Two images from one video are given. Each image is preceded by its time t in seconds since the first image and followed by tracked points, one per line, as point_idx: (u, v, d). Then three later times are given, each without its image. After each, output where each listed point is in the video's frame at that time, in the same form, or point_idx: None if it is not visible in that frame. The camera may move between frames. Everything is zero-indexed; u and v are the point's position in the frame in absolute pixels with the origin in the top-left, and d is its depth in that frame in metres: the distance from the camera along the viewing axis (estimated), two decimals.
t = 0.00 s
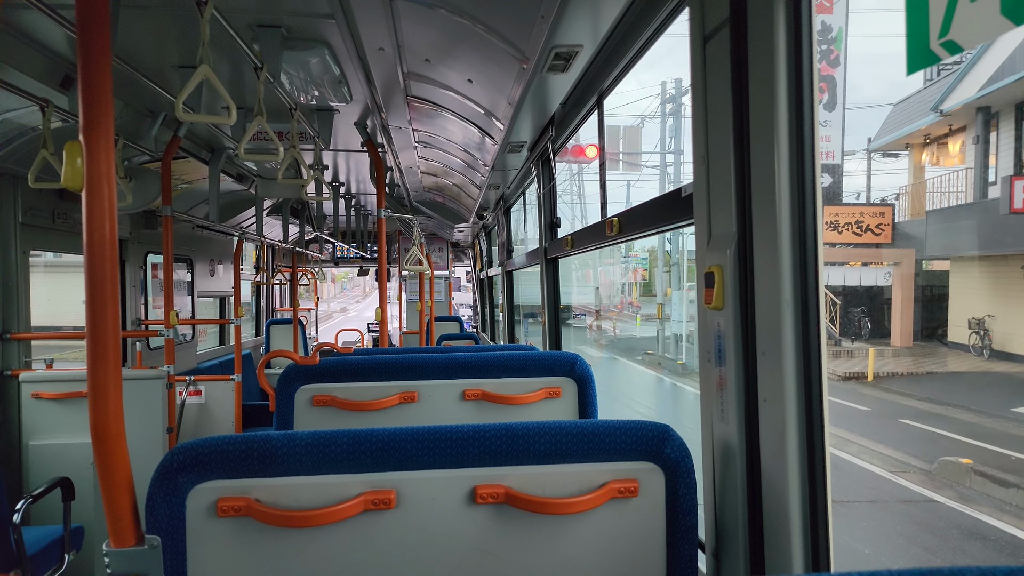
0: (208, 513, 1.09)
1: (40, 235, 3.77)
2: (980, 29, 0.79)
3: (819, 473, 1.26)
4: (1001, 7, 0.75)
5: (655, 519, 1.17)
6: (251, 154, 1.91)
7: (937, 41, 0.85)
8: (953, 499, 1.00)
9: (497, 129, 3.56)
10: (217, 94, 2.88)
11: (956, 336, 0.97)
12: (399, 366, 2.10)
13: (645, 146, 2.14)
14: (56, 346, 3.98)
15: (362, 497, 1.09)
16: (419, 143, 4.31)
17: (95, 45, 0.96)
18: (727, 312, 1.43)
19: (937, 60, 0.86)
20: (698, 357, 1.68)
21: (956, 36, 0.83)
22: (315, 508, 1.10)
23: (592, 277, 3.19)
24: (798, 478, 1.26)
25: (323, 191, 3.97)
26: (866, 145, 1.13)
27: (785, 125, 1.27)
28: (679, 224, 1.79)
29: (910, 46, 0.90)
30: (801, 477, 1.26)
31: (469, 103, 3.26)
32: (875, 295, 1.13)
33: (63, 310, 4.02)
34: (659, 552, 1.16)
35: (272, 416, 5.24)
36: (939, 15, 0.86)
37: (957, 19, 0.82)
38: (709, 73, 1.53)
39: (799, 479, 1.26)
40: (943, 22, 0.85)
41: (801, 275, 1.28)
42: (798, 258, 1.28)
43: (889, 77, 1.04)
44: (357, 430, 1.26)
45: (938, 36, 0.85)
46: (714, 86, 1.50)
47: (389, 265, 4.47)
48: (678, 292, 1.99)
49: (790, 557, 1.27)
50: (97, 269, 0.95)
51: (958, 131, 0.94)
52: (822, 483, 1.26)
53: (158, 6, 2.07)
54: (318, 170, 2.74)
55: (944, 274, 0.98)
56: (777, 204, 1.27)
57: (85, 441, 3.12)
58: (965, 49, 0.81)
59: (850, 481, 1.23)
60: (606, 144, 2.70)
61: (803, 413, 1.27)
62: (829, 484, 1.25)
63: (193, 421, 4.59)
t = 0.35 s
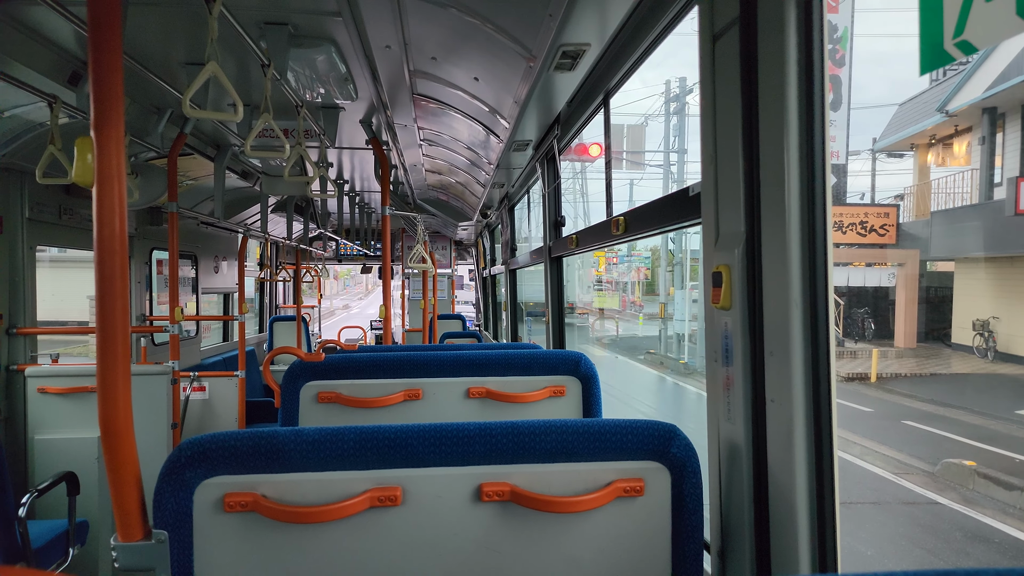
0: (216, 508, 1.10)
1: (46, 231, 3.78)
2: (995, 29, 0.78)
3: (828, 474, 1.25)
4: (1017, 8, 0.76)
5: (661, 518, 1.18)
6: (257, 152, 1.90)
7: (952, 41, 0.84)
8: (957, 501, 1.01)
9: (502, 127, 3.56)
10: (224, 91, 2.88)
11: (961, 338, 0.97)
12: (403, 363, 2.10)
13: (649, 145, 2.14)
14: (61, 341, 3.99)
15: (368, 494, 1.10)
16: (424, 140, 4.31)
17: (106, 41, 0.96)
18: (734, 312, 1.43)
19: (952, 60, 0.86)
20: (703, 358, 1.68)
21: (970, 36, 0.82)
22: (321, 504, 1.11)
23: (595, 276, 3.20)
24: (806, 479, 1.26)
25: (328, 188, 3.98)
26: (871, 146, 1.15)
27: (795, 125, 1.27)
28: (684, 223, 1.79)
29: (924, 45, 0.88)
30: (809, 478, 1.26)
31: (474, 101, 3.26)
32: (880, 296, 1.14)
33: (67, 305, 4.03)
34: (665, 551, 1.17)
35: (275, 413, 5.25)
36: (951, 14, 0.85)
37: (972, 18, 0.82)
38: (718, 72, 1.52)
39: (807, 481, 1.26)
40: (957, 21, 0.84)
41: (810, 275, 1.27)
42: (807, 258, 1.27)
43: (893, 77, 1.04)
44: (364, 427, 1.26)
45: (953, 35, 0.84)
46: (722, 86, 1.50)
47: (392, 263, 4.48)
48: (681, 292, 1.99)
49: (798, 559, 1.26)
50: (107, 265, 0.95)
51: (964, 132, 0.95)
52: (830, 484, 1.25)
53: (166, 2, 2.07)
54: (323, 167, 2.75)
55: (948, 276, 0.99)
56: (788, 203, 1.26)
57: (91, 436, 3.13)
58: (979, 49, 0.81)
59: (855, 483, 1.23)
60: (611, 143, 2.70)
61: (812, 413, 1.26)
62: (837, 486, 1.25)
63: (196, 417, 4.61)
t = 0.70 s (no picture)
0: (217, 505, 1.10)
1: (48, 228, 3.79)
2: (1000, 29, 0.81)
3: (828, 470, 1.26)
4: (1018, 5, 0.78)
5: (662, 514, 1.18)
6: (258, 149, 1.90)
7: (954, 37, 0.86)
8: (958, 497, 1.01)
9: (503, 124, 3.55)
10: (225, 88, 2.88)
11: (963, 334, 0.97)
12: (405, 361, 2.11)
13: (651, 142, 2.13)
14: (63, 339, 3.99)
15: (370, 490, 1.10)
16: (425, 137, 4.31)
17: (107, 39, 0.96)
18: (736, 309, 1.43)
19: (953, 56, 0.87)
20: (705, 355, 1.68)
21: (972, 32, 0.83)
22: (323, 501, 1.11)
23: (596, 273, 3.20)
24: (807, 474, 1.27)
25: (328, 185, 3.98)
26: (873, 142, 1.14)
27: (796, 122, 1.27)
28: (686, 220, 1.79)
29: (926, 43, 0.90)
30: (809, 473, 1.27)
31: (475, 98, 3.26)
32: (882, 293, 1.13)
33: (69, 303, 4.03)
34: (666, 548, 1.17)
35: (277, 410, 5.26)
36: (953, 12, 0.86)
37: (974, 15, 0.83)
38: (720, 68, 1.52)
39: (807, 476, 1.27)
40: (959, 18, 0.85)
41: (811, 272, 1.27)
42: (809, 255, 1.27)
43: (896, 72, 1.03)
44: (365, 424, 1.26)
45: (954, 32, 0.86)
46: (724, 82, 1.50)
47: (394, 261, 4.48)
48: (683, 289, 1.99)
49: (799, 554, 1.27)
50: (109, 262, 0.96)
51: (967, 129, 0.94)
52: (831, 480, 1.25)
53: None
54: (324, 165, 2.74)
55: (951, 272, 0.98)
56: (789, 200, 1.27)
57: (93, 434, 3.14)
58: (982, 45, 0.82)
59: (856, 479, 1.23)
60: (612, 140, 2.69)
61: (813, 409, 1.27)
62: (838, 481, 1.25)
63: (198, 415, 4.62)
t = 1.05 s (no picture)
0: (220, 504, 1.10)
1: (51, 230, 3.81)
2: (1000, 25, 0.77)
3: (830, 466, 1.26)
4: None
5: (664, 512, 1.17)
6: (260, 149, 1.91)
7: (953, 32, 0.82)
8: (962, 494, 1.01)
9: (504, 123, 3.55)
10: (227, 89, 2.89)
11: (966, 330, 0.97)
12: (407, 359, 2.11)
13: (652, 140, 2.13)
14: (67, 340, 4.01)
15: (372, 489, 1.10)
16: (426, 137, 4.31)
17: (109, 40, 0.96)
18: (737, 305, 1.42)
19: (952, 52, 0.83)
20: (707, 353, 1.68)
21: (971, 27, 0.80)
22: (325, 500, 1.11)
23: (598, 271, 3.19)
24: (809, 470, 1.26)
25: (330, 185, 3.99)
26: (875, 139, 1.14)
27: (797, 118, 1.26)
28: (687, 217, 1.78)
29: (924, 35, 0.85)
30: (811, 469, 1.26)
31: (476, 97, 3.26)
32: (884, 290, 1.13)
33: (73, 304, 4.05)
34: (669, 546, 1.16)
35: (280, 410, 5.28)
36: (953, 7, 0.83)
37: (974, 9, 0.80)
38: (720, 65, 1.52)
39: (810, 474, 1.26)
40: (958, 12, 0.82)
41: (812, 268, 1.27)
42: (810, 252, 1.27)
43: (897, 69, 1.03)
44: (367, 423, 1.27)
45: (954, 27, 0.82)
46: (725, 79, 1.50)
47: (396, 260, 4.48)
48: (684, 286, 1.99)
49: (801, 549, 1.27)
50: (112, 262, 0.96)
51: (969, 124, 0.94)
52: (833, 476, 1.25)
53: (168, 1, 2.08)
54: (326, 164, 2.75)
55: (954, 268, 0.98)
56: (789, 197, 1.26)
57: (96, 434, 3.15)
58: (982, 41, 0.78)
59: (860, 477, 1.23)
60: (613, 138, 2.70)
61: (815, 407, 1.26)
62: (840, 478, 1.25)
63: (202, 414, 4.63)
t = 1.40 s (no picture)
0: (224, 503, 1.11)
1: (54, 229, 3.81)
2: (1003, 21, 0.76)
3: (834, 464, 1.25)
4: None
5: (668, 510, 1.17)
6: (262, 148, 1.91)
7: (956, 28, 0.79)
8: (966, 493, 1.00)
9: (506, 122, 3.55)
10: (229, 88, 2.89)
11: (969, 329, 0.97)
12: (410, 358, 2.11)
13: (654, 138, 2.13)
14: (69, 339, 4.02)
15: (375, 487, 1.10)
16: (428, 136, 4.31)
17: (111, 38, 0.96)
18: (740, 303, 1.42)
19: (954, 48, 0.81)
20: (709, 351, 1.68)
21: (974, 23, 0.78)
22: (329, 499, 1.11)
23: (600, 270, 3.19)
24: (813, 468, 1.26)
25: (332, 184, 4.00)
26: (878, 137, 1.13)
27: (799, 115, 1.26)
28: (689, 215, 1.78)
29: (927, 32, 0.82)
30: (815, 467, 1.26)
31: (478, 96, 3.26)
32: (888, 288, 1.13)
33: (76, 303, 4.05)
34: (672, 544, 1.16)
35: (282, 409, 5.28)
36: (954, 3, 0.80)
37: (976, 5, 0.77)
38: (722, 62, 1.51)
39: (814, 472, 1.26)
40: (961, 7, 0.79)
41: (816, 266, 1.27)
42: (813, 250, 1.27)
43: (901, 67, 1.03)
44: (371, 421, 1.27)
45: (958, 22, 0.79)
46: (727, 77, 1.49)
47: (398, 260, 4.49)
48: (687, 285, 1.99)
49: (804, 546, 1.26)
50: (115, 260, 0.96)
51: (972, 122, 0.94)
52: (837, 474, 1.25)
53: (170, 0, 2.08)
54: (328, 163, 2.76)
55: (957, 267, 0.98)
56: (792, 195, 1.26)
57: (99, 433, 3.16)
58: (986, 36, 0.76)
59: (864, 475, 1.23)
60: (615, 136, 2.70)
61: (818, 405, 1.26)
62: (844, 476, 1.25)
63: (205, 414, 4.64)
